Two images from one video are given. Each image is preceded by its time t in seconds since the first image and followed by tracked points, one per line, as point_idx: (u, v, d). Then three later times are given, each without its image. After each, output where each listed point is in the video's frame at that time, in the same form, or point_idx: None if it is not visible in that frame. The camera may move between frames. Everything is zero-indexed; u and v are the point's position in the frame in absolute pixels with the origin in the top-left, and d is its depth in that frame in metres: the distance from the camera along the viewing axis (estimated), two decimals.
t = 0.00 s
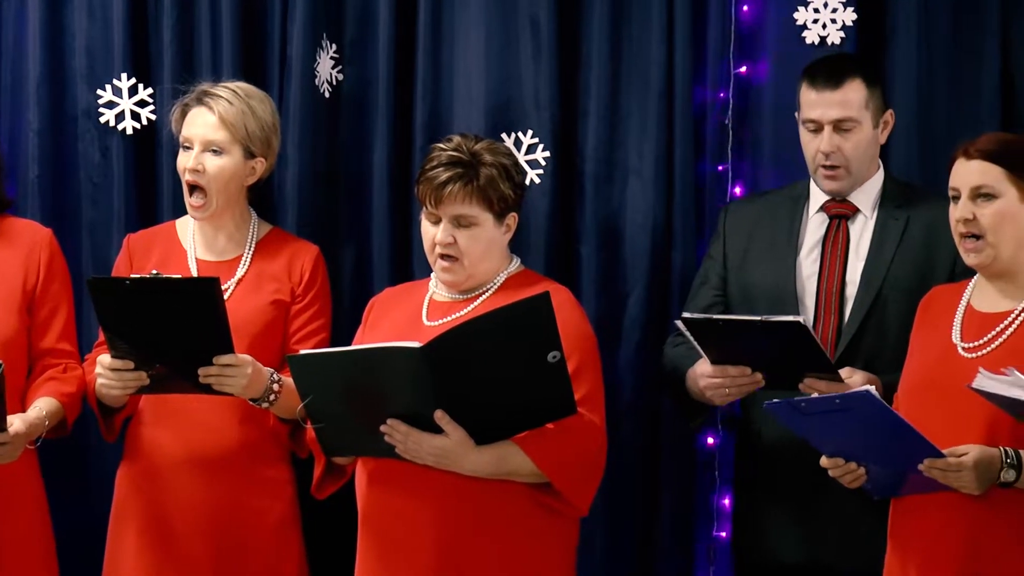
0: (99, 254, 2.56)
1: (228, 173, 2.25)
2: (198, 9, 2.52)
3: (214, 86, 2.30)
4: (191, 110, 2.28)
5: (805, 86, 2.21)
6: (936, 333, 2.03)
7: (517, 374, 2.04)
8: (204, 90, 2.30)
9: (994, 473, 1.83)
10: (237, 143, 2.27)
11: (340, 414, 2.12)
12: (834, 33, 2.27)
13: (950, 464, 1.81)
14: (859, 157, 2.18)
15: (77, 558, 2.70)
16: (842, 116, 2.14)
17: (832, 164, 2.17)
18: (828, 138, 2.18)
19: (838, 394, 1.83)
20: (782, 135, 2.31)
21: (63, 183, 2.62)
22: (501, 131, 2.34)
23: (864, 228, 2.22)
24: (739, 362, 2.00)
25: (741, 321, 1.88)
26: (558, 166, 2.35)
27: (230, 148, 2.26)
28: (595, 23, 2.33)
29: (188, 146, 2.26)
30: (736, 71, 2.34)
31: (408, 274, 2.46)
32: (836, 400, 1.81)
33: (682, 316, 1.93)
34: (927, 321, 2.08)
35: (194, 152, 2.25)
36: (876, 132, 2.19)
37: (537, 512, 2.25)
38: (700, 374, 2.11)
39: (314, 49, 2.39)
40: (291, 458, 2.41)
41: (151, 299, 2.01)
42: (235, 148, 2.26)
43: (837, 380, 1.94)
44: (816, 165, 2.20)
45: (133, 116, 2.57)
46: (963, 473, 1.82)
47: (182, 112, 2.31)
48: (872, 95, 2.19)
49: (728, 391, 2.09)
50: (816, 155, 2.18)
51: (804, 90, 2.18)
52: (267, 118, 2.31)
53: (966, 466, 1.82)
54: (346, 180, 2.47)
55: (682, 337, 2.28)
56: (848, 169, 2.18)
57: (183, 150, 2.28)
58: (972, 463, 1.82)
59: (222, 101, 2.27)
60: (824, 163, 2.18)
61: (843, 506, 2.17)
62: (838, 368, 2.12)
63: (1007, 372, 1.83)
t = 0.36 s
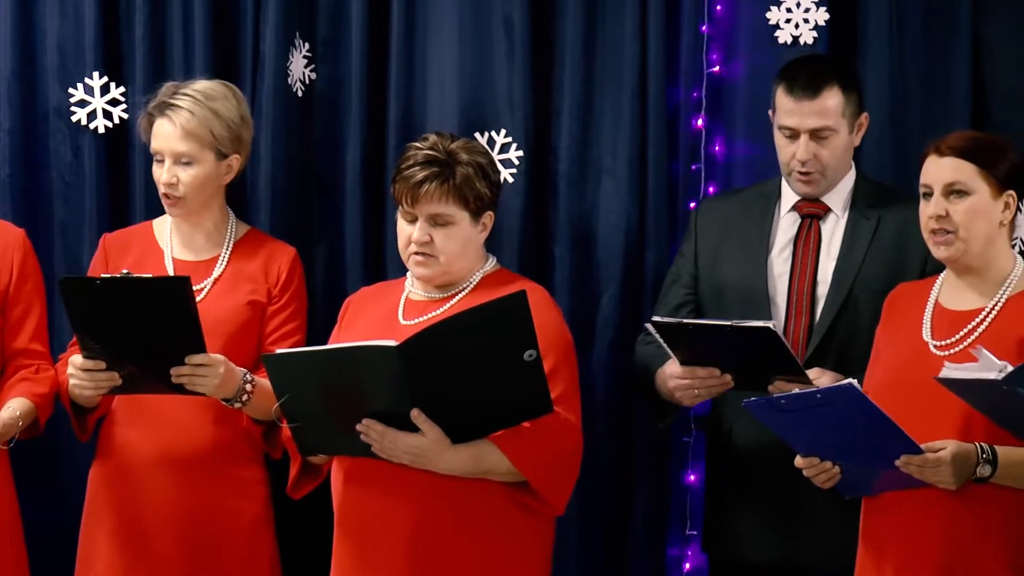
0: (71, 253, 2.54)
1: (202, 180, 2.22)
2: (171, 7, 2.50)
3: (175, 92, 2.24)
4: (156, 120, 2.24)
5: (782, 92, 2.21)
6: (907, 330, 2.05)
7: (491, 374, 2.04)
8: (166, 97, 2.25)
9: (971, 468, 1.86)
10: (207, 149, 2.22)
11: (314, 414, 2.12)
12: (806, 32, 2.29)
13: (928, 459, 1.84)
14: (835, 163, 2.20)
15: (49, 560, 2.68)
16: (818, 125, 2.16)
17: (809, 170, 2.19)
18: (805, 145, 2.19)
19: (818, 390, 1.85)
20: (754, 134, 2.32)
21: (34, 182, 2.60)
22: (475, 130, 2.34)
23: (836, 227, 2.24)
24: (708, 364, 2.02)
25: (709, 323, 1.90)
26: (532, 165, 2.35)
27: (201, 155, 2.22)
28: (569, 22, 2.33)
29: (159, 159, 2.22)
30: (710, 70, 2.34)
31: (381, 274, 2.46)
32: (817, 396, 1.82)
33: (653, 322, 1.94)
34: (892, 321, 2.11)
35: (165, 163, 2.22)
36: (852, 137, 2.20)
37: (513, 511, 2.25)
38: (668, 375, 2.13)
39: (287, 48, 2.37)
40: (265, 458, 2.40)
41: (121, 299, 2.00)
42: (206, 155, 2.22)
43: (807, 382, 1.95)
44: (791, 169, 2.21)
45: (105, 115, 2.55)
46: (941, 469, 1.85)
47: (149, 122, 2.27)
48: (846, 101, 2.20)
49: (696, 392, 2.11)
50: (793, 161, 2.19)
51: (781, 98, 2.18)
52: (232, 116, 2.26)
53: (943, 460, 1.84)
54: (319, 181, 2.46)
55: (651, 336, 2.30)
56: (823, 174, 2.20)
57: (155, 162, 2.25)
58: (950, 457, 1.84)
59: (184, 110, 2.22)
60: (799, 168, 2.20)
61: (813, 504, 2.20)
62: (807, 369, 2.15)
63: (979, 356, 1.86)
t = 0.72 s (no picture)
0: (32, 254, 2.53)
1: (164, 181, 2.20)
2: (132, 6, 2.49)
3: (137, 93, 2.22)
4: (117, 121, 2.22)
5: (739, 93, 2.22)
6: (867, 331, 2.07)
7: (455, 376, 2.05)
8: (128, 98, 2.23)
9: (943, 468, 1.91)
10: (169, 150, 2.21)
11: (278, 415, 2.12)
12: (768, 33, 2.30)
13: (904, 460, 1.87)
14: (794, 165, 2.22)
15: (11, 561, 2.67)
16: (779, 128, 2.17)
17: (768, 171, 2.21)
18: (765, 147, 2.21)
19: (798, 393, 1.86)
20: (717, 134, 2.33)
21: None
22: (438, 130, 2.35)
23: (796, 229, 2.26)
24: (667, 366, 2.03)
25: (670, 321, 1.91)
26: (496, 165, 2.36)
27: (163, 156, 2.21)
28: (532, 22, 2.34)
29: (120, 160, 2.20)
30: (672, 71, 2.35)
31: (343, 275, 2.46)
32: (797, 398, 1.84)
33: (614, 318, 1.94)
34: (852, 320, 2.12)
35: (127, 164, 2.20)
36: (811, 138, 2.23)
37: (478, 512, 2.25)
38: (629, 377, 2.15)
39: (250, 48, 2.37)
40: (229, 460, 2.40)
41: (84, 299, 1.99)
42: (168, 156, 2.20)
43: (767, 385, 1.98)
44: (751, 171, 2.23)
45: (66, 115, 2.54)
46: (915, 469, 1.89)
47: (111, 122, 2.26)
48: (806, 102, 2.21)
49: (657, 395, 2.12)
50: (753, 163, 2.20)
51: (741, 101, 2.19)
52: (195, 119, 2.25)
53: (918, 461, 1.88)
54: (280, 181, 2.44)
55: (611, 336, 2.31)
56: (783, 176, 2.22)
57: (117, 162, 2.23)
58: (924, 458, 1.89)
59: (145, 112, 2.20)
60: (759, 170, 2.22)
61: (772, 505, 2.22)
62: (770, 371, 2.17)
63: (945, 356, 1.88)
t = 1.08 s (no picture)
0: None
1: (113, 169, 2.20)
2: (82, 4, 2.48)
3: (98, 82, 2.25)
4: (74, 106, 2.24)
5: (694, 82, 2.24)
6: (816, 324, 2.07)
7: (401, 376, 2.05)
8: (88, 87, 2.26)
9: (891, 466, 1.89)
10: (122, 138, 2.22)
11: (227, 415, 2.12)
12: (719, 33, 2.30)
13: (854, 457, 1.83)
14: (744, 159, 2.23)
15: None
16: (730, 114, 2.19)
17: (718, 161, 2.21)
18: (717, 135, 2.21)
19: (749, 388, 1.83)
20: (667, 134, 2.34)
21: None
22: (389, 129, 2.35)
23: (746, 228, 2.26)
24: (619, 365, 2.03)
25: (622, 321, 1.90)
26: (446, 164, 2.36)
27: (114, 143, 2.22)
28: (483, 21, 2.34)
29: (70, 143, 2.21)
30: (623, 70, 2.36)
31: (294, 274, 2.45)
32: (746, 393, 1.81)
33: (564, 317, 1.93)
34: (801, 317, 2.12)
35: (77, 147, 2.21)
36: (762, 134, 2.24)
37: (427, 511, 2.25)
38: (580, 373, 2.15)
39: (199, 47, 2.36)
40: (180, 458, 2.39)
41: (34, 300, 1.98)
42: (119, 143, 2.21)
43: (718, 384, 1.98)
44: (702, 163, 2.23)
45: (15, 113, 2.53)
46: (865, 467, 1.85)
47: (65, 111, 2.27)
48: (760, 95, 2.23)
49: (607, 392, 2.12)
50: (703, 152, 2.21)
51: (695, 86, 2.21)
52: (151, 115, 2.26)
53: (867, 458, 1.84)
54: (230, 181, 2.43)
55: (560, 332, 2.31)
56: (732, 168, 2.22)
57: (65, 149, 2.23)
58: (874, 456, 1.85)
59: (105, 96, 2.22)
60: (709, 160, 2.22)
61: (720, 505, 2.22)
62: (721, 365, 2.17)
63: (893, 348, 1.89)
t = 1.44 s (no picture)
0: None
1: (72, 168, 2.20)
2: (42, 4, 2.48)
3: (44, 82, 2.23)
4: (23, 110, 2.22)
5: (654, 82, 2.24)
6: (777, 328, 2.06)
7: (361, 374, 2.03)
8: (34, 88, 2.24)
9: (841, 471, 1.86)
10: (77, 136, 2.21)
11: (186, 417, 2.10)
12: (681, 32, 2.30)
13: (800, 465, 1.83)
14: (705, 157, 2.23)
15: None
16: (690, 114, 2.18)
17: (679, 161, 2.21)
18: (678, 135, 2.21)
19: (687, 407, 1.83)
20: (630, 133, 2.33)
21: None
22: (350, 129, 2.34)
23: (708, 224, 2.26)
24: (583, 357, 2.03)
25: (587, 309, 1.90)
26: (408, 164, 2.35)
27: (71, 142, 2.21)
28: (444, 22, 2.34)
29: (26, 148, 2.19)
30: (585, 70, 2.35)
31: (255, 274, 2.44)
32: (684, 415, 1.80)
33: (530, 305, 1.96)
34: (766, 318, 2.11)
35: (33, 151, 2.19)
36: (724, 132, 2.24)
37: (388, 512, 2.25)
38: (543, 368, 2.15)
39: (160, 46, 2.37)
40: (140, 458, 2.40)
41: None
42: (75, 142, 2.21)
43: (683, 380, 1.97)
44: (663, 163, 2.23)
45: None
46: (812, 473, 1.85)
47: (14, 114, 2.25)
48: (720, 93, 2.23)
49: (570, 387, 2.12)
50: (664, 152, 2.21)
51: (656, 86, 2.20)
52: (103, 109, 2.26)
53: (814, 465, 1.84)
54: (192, 185, 2.43)
55: (526, 330, 2.30)
56: (694, 168, 2.22)
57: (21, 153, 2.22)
58: (820, 462, 1.85)
59: (54, 96, 2.21)
60: (671, 159, 2.21)
61: (686, 504, 2.21)
62: (683, 365, 2.16)
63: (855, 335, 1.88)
